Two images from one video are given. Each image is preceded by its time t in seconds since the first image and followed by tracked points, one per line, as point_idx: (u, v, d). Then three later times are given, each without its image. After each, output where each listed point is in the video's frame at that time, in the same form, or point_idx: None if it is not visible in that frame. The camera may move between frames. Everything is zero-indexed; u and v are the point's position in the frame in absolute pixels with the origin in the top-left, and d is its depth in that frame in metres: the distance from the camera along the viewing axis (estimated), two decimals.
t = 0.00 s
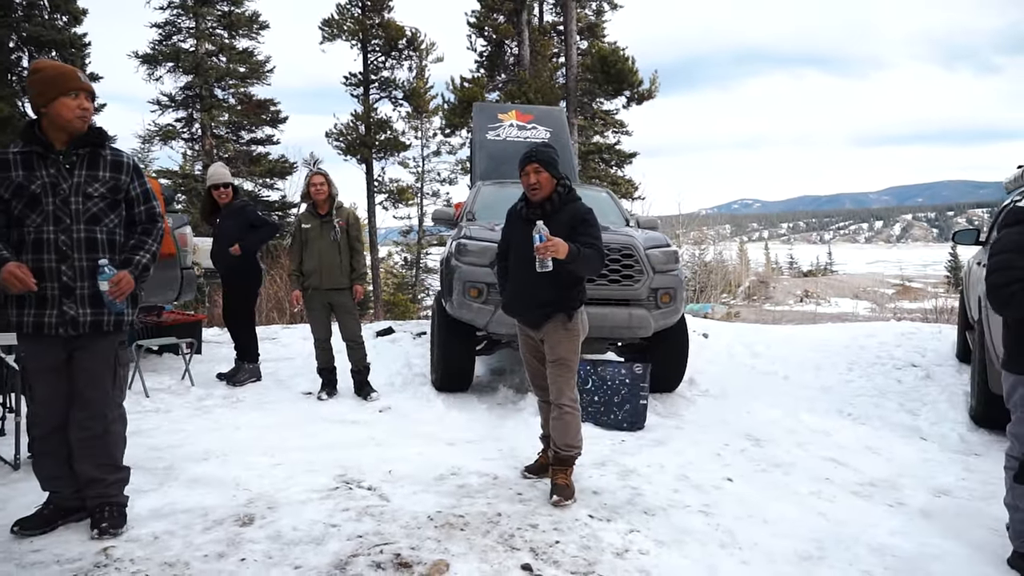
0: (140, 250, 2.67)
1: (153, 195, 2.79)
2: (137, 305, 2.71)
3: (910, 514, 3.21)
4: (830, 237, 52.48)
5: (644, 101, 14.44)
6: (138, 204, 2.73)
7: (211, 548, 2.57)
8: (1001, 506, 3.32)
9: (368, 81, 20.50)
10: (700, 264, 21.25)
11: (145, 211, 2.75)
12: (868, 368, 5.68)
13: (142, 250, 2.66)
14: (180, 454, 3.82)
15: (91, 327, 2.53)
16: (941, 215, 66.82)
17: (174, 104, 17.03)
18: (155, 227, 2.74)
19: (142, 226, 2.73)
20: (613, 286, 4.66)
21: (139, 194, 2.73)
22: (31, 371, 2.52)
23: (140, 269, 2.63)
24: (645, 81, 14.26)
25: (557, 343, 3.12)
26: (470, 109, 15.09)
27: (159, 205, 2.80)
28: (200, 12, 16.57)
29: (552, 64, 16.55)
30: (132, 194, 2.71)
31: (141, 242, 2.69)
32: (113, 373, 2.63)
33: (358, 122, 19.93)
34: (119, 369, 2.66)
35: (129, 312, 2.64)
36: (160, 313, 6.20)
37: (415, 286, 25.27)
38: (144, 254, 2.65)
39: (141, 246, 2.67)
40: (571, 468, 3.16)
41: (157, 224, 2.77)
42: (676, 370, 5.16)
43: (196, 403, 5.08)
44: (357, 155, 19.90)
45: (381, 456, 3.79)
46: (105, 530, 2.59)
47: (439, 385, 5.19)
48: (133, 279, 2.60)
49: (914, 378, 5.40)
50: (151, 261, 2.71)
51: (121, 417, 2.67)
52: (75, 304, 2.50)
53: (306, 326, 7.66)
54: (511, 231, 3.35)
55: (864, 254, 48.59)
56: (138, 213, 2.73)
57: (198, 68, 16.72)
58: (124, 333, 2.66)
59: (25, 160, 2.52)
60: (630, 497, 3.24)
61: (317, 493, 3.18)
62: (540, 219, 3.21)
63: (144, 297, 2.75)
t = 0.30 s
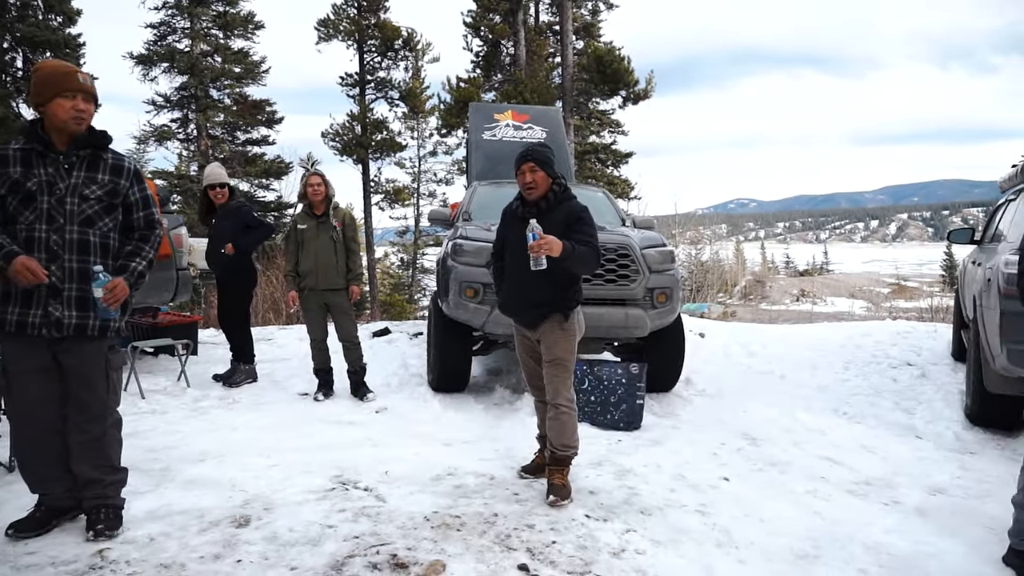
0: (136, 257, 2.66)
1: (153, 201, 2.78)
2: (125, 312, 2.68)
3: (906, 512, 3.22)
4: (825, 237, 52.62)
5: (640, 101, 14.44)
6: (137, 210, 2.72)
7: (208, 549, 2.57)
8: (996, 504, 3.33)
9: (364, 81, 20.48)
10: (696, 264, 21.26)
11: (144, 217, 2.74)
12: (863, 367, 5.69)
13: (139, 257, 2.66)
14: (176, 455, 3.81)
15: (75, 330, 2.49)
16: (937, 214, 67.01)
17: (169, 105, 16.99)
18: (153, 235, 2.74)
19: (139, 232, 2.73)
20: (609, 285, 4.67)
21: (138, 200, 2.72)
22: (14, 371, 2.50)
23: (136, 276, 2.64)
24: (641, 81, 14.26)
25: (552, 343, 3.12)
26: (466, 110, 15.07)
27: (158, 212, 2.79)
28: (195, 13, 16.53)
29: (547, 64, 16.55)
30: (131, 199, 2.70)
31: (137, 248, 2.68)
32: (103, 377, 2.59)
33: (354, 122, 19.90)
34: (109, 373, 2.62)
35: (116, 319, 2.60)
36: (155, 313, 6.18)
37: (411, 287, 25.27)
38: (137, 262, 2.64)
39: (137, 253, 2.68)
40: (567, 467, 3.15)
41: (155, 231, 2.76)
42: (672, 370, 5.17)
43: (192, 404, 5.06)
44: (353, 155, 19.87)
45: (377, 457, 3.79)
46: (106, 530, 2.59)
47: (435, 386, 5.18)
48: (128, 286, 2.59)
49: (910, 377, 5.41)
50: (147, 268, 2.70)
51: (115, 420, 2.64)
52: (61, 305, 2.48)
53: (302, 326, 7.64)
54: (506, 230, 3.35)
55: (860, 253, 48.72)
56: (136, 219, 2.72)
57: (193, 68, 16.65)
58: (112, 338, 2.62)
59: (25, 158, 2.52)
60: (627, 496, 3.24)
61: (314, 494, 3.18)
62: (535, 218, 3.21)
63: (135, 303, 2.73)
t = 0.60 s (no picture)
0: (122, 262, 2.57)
1: (147, 206, 2.70)
2: (113, 318, 2.62)
3: (901, 512, 3.22)
4: (820, 237, 52.78)
5: (635, 102, 14.46)
6: (127, 214, 2.65)
7: (202, 552, 2.56)
8: (989, 503, 3.34)
9: (359, 83, 20.47)
10: (692, 265, 21.30)
11: (136, 221, 2.67)
12: (858, 367, 5.71)
13: (125, 262, 2.57)
14: (171, 457, 3.80)
15: (54, 336, 2.45)
16: (932, 214, 67.25)
17: (164, 106, 16.95)
18: (143, 240, 2.66)
19: (130, 237, 2.66)
20: (604, 286, 4.67)
21: (129, 204, 2.65)
22: None
23: (116, 281, 2.52)
24: (636, 82, 14.29)
25: (547, 344, 3.12)
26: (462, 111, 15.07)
27: (151, 217, 2.70)
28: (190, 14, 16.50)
29: (543, 66, 16.57)
30: (122, 203, 2.64)
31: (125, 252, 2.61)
32: (89, 384, 2.55)
33: (350, 123, 19.90)
34: (96, 381, 2.57)
35: (100, 324, 2.55)
36: (149, 316, 6.16)
37: (407, 288, 25.26)
38: (120, 267, 2.54)
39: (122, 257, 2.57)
40: (562, 468, 3.16)
41: (147, 235, 2.67)
42: (667, 370, 5.18)
43: (187, 406, 5.05)
44: (349, 157, 19.86)
45: (373, 458, 3.78)
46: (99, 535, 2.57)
47: (430, 387, 5.18)
48: (105, 290, 2.48)
49: (904, 376, 5.43)
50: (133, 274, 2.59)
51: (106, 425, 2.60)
52: (42, 311, 2.44)
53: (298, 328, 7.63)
54: (501, 230, 3.35)
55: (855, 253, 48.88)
56: (127, 223, 2.65)
57: (188, 69, 16.60)
58: (99, 345, 2.58)
59: (17, 161, 2.52)
60: (622, 497, 3.24)
61: (308, 496, 3.17)
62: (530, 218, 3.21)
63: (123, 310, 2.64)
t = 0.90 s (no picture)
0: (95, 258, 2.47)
1: (127, 200, 2.61)
2: (98, 319, 2.55)
3: (897, 512, 3.23)
4: (816, 238, 52.92)
5: (632, 102, 14.47)
6: (105, 209, 2.57)
7: (199, 552, 2.56)
8: (985, 502, 3.36)
9: (356, 83, 20.47)
10: (689, 265, 21.33)
11: (115, 216, 2.58)
12: (855, 368, 5.73)
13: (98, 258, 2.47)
14: (168, 457, 3.79)
15: (31, 337, 2.42)
16: (928, 215, 67.46)
17: (161, 106, 16.91)
18: (121, 235, 2.56)
19: (109, 233, 2.57)
20: (601, 287, 4.67)
21: (106, 199, 2.57)
22: None
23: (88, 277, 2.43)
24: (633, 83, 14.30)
25: (543, 344, 3.12)
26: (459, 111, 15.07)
27: (130, 211, 2.60)
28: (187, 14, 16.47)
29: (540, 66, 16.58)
30: (99, 199, 2.57)
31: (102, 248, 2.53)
32: (77, 386, 2.52)
33: (347, 124, 19.89)
34: (86, 383, 2.55)
35: (80, 326, 2.49)
36: (146, 316, 6.15)
37: (404, 288, 25.26)
38: (92, 264, 2.45)
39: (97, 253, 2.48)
40: (560, 468, 3.15)
41: (126, 230, 2.58)
42: (664, 370, 5.19)
43: (184, 406, 5.04)
44: (346, 157, 19.85)
45: (370, 459, 3.78)
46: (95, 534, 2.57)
47: (427, 387, 5.18)
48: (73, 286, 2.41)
49: (900, 377, 5.45)
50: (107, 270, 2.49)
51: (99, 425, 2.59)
52: (19, 311, 2.41)
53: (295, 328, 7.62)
54: (499, 231, 3.35)
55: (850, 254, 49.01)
56: (105, 219, 2.57)
57: (185, 69, 16.57)
58: (86, 348, 2.55)
59: None
60: (619, 497, 3.24)
61: (306, 496, 3.16)
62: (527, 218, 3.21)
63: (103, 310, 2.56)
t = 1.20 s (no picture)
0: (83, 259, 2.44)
1: (123, 203, 2.60)
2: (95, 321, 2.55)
3: (903, 511, 3.22)
4: (820, 237, 52.80)
5: (636, 101, 14.45)
6: (101, 211, 2.56)
7: (205, 551, 2.56)
8: (991, 502, 3.34)
9: (359, 82, 20.48)
10: (693, 264, 21.28)
11: (110, 219, 2.57)
12: (859, 367, 5.71)
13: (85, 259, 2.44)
14: (173, 457, 3.80)
15: (29, 339, 2.42)
16: (932, 213, 67.25)
17: (164, 106, 16.94)
18: (114, 237, 2.54)
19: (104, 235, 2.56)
20: (605, 286, 4.67)
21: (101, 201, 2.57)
22: None
23: (76, 278, 2.39)
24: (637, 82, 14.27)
25: (547, 343, 3.13)
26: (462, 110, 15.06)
27: (125, 214, 2.58)
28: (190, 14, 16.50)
29: (543, 65, 16.56)
30: (96, 201, 2.56)
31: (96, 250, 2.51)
32: (77, 388, 2.53)
33: (350, 123, 19.90)
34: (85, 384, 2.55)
35: (77, 328, 2.49)
36: (151, 315, 6.17)
37: (407, 287, 25.26)
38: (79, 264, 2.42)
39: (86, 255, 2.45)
40: (564, 467, 3.16)
41: (119, 233, 2.56)
42: (668, 369, 5.18)
43: (189, 406, 5.05)
44: (349, 156, 19.87)
45: (374, 458, 3.79)
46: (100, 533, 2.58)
47: (431, 387, 5.18)
48: (62, 286, 2.37)
49: (906, 375, 5.43)
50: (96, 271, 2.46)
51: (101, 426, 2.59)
52: (17, 314, 2.41)
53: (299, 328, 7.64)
54: (503, 230, 3.35)
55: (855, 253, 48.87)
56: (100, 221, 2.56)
57: (189, 69, 16.60)
58: (85, 349, 2.56)
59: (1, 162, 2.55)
60: (624, 496, 3.24)
61: (310, 495, 3.17)
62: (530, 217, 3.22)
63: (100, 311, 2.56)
